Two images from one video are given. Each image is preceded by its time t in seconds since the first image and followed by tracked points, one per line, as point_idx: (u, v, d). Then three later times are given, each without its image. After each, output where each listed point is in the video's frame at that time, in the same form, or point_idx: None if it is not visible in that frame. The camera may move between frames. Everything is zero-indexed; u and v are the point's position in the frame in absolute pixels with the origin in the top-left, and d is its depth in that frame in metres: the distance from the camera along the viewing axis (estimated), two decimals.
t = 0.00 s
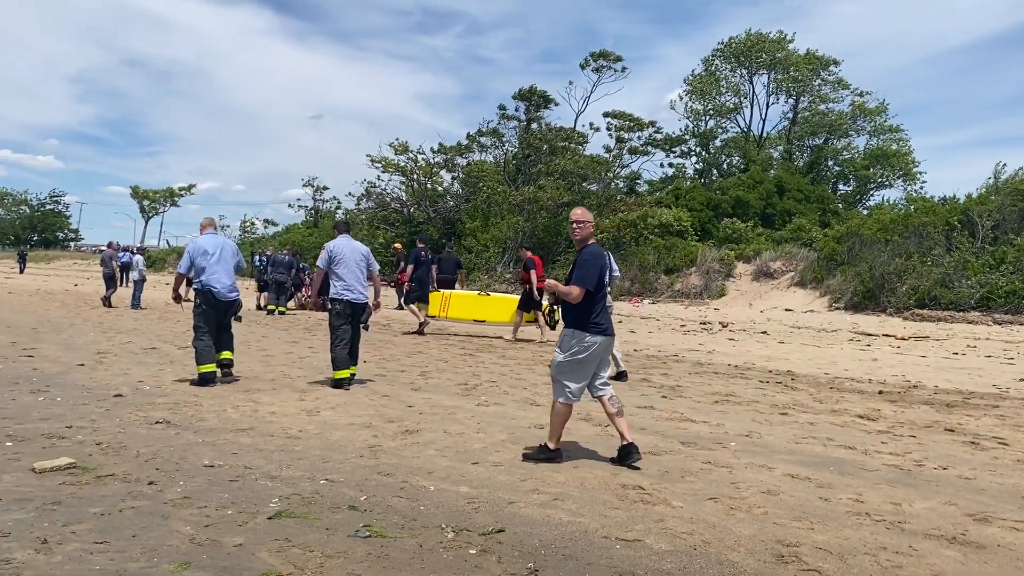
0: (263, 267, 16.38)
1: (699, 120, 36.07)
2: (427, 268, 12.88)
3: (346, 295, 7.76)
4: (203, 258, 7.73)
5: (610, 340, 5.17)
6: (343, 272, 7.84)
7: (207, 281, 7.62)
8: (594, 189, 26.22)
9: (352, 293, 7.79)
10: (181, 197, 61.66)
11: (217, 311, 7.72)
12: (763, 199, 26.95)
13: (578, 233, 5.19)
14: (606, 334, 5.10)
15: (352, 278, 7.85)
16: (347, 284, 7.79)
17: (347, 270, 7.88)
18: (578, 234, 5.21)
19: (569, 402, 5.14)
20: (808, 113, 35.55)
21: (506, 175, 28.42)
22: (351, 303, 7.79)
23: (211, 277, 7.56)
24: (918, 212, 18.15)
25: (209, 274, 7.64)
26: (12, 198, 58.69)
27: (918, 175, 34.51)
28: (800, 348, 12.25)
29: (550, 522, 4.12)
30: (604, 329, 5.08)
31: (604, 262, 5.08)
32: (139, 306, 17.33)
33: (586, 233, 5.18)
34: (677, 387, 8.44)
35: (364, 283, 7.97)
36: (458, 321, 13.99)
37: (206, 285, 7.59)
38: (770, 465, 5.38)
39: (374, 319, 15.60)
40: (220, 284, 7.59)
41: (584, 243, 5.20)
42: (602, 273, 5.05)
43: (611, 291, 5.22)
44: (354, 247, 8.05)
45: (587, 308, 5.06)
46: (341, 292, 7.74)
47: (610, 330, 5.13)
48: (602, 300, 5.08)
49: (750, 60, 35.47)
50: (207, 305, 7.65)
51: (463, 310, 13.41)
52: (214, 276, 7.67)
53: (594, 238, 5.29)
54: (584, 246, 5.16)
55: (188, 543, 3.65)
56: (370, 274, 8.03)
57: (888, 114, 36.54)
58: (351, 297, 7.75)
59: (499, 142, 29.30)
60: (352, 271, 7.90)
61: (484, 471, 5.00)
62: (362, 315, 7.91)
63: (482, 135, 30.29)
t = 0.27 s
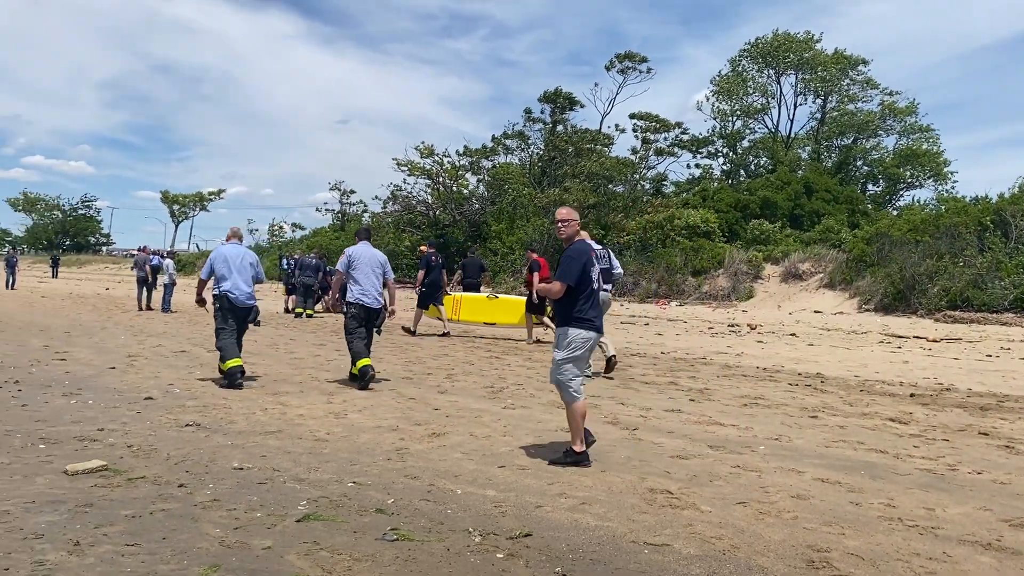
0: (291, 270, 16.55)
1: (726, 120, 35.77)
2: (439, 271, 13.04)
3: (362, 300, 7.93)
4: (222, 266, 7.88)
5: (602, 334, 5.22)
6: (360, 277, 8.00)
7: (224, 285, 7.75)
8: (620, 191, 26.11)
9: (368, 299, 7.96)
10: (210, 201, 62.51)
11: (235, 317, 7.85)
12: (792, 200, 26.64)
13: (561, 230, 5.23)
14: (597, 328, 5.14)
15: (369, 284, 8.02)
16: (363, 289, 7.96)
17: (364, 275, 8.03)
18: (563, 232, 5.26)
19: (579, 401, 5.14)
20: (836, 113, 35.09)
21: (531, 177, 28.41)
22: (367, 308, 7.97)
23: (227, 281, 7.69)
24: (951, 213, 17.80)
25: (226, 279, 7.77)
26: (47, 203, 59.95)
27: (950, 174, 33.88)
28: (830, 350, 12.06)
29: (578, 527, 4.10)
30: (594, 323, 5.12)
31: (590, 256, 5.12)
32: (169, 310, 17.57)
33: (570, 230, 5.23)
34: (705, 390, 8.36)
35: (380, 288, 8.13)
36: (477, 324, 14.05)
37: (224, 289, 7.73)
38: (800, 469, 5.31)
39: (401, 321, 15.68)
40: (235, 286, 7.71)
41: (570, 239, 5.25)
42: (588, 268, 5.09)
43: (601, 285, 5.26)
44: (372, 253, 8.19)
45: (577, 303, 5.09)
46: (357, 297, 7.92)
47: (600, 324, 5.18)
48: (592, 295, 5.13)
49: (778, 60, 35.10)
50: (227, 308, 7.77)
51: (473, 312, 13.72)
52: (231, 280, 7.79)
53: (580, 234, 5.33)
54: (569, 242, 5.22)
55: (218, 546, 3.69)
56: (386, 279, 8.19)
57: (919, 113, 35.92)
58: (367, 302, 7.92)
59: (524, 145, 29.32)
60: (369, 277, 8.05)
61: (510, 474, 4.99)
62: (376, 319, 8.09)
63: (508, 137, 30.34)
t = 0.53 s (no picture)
0: (316, 274, 16.69)
1: (751, 121, 35.45)
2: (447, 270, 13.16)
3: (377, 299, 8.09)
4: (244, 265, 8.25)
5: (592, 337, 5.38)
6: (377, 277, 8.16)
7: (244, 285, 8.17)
8: (644, 193, 25.99)
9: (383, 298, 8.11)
10: (236, 205, 63.24)
11: (251, 314, 8.23)
12: (818, 200, 26.34)
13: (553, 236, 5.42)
14: (590, 331, 5.30)
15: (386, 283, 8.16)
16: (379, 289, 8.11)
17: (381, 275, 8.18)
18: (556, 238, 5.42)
19: (585, 397, 5.16)
20: (863, 113, 34.64)
21: (555, 179, 28.40)
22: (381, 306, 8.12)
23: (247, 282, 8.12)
24: (981, 213, 17.47)
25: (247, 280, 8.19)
26: (78, 208, 61.03)
27: (980, 174, 33.25)
28: (858, 352, 11.89)
29: (603, 530, 4.08)
30: (586, 326, 5.27)
31: (582, 263, 5.28)
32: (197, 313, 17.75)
33: (563, 236, 5.38)
34: (731, 393, 8.29)
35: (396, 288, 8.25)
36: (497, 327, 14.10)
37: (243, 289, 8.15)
38: (828, 472, 5.23)
39: (425, 324, 15.74)
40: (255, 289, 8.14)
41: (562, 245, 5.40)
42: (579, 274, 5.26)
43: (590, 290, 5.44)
44: (391, 254, 8.34)
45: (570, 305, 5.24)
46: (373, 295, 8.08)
47: (591, 327, 5.34)
48: (584, 298, 5.31)
49: (803, 60, 34.74)
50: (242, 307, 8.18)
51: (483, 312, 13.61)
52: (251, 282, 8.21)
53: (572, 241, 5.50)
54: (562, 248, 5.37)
55: (245, 548, 3.72)
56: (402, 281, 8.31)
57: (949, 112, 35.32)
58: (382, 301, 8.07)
59: (548, 147, 29.33)
60: (385, 276, 8.23)
61: (535, 477, 4.99)
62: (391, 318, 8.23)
63: (531, 140, 30.36)
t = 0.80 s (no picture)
0: (337, 277, 16.80)
1: (772, 121, 35.19)
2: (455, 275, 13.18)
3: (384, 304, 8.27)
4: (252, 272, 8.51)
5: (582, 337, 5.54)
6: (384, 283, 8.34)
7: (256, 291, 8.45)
8: (664, 194, 25.89)
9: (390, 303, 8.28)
10: (258, 208, 63.83)
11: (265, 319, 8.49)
12: (840, 201, 26.10)
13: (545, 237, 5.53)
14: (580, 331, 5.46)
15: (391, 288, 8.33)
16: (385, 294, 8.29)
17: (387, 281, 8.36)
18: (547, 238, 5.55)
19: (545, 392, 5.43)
20: (885, 113, 34.25)
21: (575, 181, 28.38)
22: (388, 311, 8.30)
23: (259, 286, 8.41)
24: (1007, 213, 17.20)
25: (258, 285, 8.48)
26: (103, 212, 61.91)
27: (1005, 174, 32.71)
28: (881, 354, 11.76)
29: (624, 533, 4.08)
30: (577, 327, 5.43)
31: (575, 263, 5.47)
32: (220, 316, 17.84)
33: (554, 236, 5.52)
34: (753, 395, 8.23)
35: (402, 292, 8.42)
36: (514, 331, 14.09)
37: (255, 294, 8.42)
38: (851, 475, 5.18)
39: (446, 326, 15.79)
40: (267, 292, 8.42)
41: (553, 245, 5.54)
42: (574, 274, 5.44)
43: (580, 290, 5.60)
44: (395, 260, 8.49)
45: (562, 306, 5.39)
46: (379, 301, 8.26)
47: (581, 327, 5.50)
48: (575, 299, 5.46)
49: (825, 60, 34.42)
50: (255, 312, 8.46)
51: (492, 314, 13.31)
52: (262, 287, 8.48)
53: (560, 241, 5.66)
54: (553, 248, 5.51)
55: (267, 550, 3.77)
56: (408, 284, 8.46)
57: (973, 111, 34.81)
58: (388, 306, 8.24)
59: (568, 149, 29.32)
60: (392, 281, 8.40)
61: (555, 479, 4.99)
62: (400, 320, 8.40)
63: (551, 142, 30.37)
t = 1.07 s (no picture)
0: (350, 279, 16.87)
1: (786, 122, 34.99)
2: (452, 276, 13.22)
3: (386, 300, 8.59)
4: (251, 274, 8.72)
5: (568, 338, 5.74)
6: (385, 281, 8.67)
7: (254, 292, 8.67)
8: (678, 195, 25.80)
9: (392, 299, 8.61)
10: (272, 211, 64.19)
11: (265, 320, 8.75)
12: (856, 202, 25.93)
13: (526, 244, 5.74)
14: (565, 333, 5.66)
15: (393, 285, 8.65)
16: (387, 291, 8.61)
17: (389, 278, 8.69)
18: (527, 245, 5.73)
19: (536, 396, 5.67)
20: (901, 113, 33.98)
21: (588, 183, 28.36)
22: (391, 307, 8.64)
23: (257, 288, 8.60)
24: None
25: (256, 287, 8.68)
26: (118, 215, 62.41)
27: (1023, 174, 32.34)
28: (897, 355, 11.68)
29: (637, 534, 4.08)
30: (562, 329, 5.62)
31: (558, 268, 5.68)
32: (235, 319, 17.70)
33: (534, 243, 5.71)
34: (767, 396, 8.20)
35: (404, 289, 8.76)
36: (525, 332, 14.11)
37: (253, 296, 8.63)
38: (867, 477, 5.15)
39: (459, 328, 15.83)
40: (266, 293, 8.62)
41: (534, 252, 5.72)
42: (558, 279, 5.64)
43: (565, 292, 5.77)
44: (396, 258, 8.86)
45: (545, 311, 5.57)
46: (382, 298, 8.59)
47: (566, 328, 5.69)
48: (558, 302, 5.64)
49: (839, 60, 34.19)
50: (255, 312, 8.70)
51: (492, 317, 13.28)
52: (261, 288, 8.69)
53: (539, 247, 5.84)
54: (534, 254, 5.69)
55: (281, 551, 3.80)
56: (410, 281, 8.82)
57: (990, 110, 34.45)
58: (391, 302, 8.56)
59: (581, 150, 29.30)
60: (394, 280, 8.76)
61: (568, 481, 5.00)
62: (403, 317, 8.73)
63: (564, 144, 30.37)
